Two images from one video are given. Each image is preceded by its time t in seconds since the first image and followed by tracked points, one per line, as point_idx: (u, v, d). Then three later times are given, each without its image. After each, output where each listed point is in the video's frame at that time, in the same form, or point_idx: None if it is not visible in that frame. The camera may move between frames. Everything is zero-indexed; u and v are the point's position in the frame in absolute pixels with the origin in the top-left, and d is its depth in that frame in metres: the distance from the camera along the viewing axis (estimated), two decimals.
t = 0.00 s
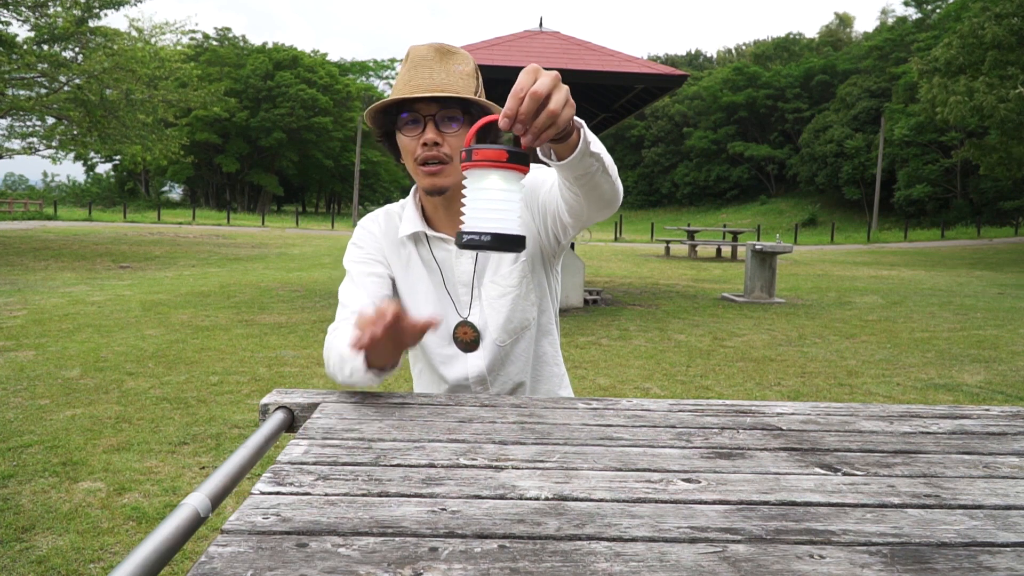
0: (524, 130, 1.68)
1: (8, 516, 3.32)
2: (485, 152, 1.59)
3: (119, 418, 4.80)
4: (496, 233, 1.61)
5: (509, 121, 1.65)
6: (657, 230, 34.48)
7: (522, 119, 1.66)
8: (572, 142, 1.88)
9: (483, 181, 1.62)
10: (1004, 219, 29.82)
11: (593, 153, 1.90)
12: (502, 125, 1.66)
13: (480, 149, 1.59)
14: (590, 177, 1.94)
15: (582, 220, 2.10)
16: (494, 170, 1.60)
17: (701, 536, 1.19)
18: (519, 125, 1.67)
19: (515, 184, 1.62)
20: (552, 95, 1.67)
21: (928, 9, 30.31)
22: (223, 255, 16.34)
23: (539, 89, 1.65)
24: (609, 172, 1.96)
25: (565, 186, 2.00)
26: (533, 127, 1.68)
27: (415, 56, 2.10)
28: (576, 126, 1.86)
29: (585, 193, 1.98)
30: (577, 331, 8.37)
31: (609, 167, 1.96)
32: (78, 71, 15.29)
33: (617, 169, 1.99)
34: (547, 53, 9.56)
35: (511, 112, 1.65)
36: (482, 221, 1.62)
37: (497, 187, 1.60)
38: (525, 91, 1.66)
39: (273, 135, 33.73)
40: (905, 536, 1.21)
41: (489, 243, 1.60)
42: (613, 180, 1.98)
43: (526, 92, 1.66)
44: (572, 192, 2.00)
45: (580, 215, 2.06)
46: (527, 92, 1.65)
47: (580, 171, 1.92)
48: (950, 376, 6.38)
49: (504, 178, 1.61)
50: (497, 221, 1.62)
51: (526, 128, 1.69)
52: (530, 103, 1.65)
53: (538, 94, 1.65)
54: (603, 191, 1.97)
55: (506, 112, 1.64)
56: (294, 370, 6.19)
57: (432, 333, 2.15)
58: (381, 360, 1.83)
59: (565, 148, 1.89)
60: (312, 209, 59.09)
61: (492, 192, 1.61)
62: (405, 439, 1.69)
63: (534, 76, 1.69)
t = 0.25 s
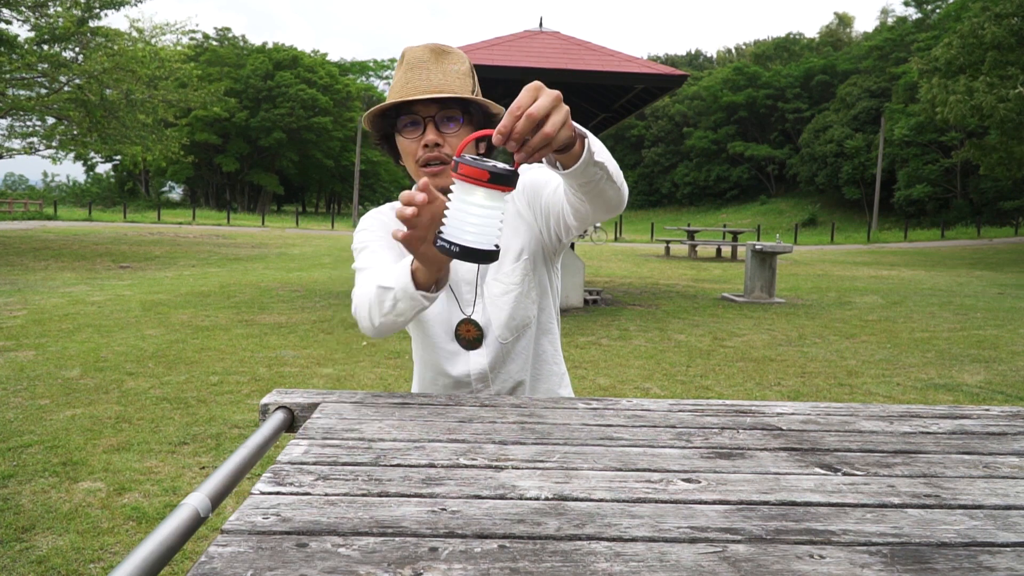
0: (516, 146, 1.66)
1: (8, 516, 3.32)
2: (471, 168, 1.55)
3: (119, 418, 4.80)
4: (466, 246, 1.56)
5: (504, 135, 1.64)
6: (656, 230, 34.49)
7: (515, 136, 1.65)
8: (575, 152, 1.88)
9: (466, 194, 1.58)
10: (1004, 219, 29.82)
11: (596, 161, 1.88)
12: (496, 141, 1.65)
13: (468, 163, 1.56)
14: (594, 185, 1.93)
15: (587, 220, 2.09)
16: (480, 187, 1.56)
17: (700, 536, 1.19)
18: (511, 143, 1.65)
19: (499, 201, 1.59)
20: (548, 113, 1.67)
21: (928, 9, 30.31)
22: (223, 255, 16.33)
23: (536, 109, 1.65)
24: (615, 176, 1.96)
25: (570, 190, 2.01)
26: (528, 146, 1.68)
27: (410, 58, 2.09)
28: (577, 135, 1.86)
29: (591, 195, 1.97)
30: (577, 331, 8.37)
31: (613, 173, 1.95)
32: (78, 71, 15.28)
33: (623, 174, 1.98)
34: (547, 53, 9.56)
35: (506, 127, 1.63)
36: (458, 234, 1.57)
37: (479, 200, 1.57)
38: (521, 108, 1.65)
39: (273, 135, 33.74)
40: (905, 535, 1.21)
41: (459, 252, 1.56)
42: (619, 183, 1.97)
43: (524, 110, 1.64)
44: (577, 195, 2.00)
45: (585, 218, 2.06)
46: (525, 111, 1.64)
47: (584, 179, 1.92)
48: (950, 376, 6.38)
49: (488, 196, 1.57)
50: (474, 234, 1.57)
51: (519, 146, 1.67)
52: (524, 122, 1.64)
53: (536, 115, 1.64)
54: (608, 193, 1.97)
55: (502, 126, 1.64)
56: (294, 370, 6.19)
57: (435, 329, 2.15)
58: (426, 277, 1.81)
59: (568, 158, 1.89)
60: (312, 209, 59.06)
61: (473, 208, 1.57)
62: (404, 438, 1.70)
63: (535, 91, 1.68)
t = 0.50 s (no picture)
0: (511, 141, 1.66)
1: (8, 516, 3.32)
2: (468, 164, 1.55)
3: (119, 418, 4.80)
4: (471, 240, 1.60)
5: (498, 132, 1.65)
6: (657, 230, 34.50)
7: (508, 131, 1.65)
8: (574, 146, 1.87)
9: (466, 192, 1.59)
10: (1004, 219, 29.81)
11: (598, 157, 1.88)
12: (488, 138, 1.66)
13: (464, 161, 1.55)
14: (597, 180, 1.94)
15: (592, 217, 2.09)
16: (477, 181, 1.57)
17: (701, 537, 1.19)
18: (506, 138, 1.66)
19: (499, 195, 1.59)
20: (540, 108, 1.67)
21: (928, 9, 30.32)
22: (223, 255, 16.34)
23: (527, 104, 1.65)
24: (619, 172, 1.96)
25: (574, 187, 2.01)
26: (522, 140, 1.68)
27: (413, 57, 2.08)
28: (576, 129, 1.86)
29: (596, 192, 1.98)
30: (577, 331, 8.37)
31: (617, 169, 1.96)
32: (78, 71, 15.29)
33: (628, 170, 1.99)
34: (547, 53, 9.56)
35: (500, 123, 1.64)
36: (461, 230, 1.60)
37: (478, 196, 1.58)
38: (513, 105, 1.65)
39: (273, 135, 33.73)
40: (904, 535, 1.21)
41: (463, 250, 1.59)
42: (624, 181, 1.98)
43: (514, 106, 1.65)
44: (582, 192, 2.01)
45: (589, 215, 2.07)
46: (515, 108, 1.65)
47: (587, 174, 1.92)
48: (950, 376, 6.38)
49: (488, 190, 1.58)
50: (476, 230, 1.60)
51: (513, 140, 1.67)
52: (517, 117, 1.64)
53: (525, 110, 1.65)
54: (613, 190, 1.97)
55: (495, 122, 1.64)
56: (294, 370, 6.19)
57: (439, 327, 2.15)
58: (434, 274, 1.79)
59: (568, 153, 1.88)
60: (313, 209, 59.05)
61: (474, 204, 1.58)
62: (405, 438, 1.70)
63: (526, 89, 1.68)
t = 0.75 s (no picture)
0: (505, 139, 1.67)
1: (8, 516, 3.32)
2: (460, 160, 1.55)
3: (119, 418, 4.80)
4: (460, 235, 1.59)
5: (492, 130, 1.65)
6: (657, 230, 34.49)
7: (501, 129, 1.65)
8: (571, 145, 1.88)
9: (459, 186, 1.59)
10: (1005, 219, 29.80)
11: (595, 155, 1.88)
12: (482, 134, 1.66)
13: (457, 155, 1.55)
14: (595, 179, 1.94)
15: (591, 217, 2.09)
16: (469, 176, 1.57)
17: (700, 537, 1.19)
18: (499, 135, 1.66)
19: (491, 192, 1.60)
20: (533, 107, 1.67)
21: (928, 9, 30.33)
22: (223, 255, 16.34)
23: (520, 101, 1.65)
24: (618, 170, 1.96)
25: (572, 185, 2.02)
26: (514, 139, 1.68)
27: (420, 56, 2.08)
28: (573, 126, 1.86)
29: (594, 191, 1.98)
30: (577, 331, 8.37)
31: (616, 168, 1.96)
32: (78, 71, 15.29)
33: (627, 169, 1.99)
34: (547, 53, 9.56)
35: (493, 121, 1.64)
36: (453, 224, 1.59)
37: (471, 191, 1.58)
38: (507, 102, 1.65)
39: (273, 135, 33.72)
40: (904, 535, 1.21)
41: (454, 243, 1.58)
42: (623, 180, 1.98)
43: (508, 102, 1.65)
44: (579, 191, 2.01)
45: (589, 214, 2.07)
46: (509, 103, 1.65)
47: (585, 173, 1.92)
48: (951, 376, 6.38)
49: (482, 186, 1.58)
50: (468, 224, 1.60)
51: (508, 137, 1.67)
52: (510, 113, 1.65)
53: (519, 106, 1.64)
54: (611, 189, 1.97)
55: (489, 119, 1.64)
56: (294, 370, 6.19)
57: (439, 326, 2.14)
58: (431, 271, 1.79)
59: (565, 150, 1.88)
60: (313, 209, 59.06)
61: (467, 199, 1.58)
62: (405, 439, 1.69)
63: (521, 87, 1.68)
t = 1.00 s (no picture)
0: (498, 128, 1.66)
1: (8, 516, 3.32)
2: (451, 150, 1.55)
3: (119, 418, 4.80)
4: (456, 227, 1.59)
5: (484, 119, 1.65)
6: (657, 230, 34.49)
7: (493, 118, 1.65)
8: (565, 137, 1.87)
9: (452, 177, 1.59)
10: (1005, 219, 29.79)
11: (589, 149, 1.88)
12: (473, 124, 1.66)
13: (448, 145, 1.55)
14: (589, 173, 1.94)
15: (588, 213, 2.09)
16: (462, 167, 1.57)
17: (701, 537, 1.19)
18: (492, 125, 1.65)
19: (485, 182, 1.59)
20: (526, 96, 1.67)
21: (928, 9, 30.34)
22: (223, 255, 16.34)
23: (512, 90, 1.65)
24: (612, 166, 1.96)
25: (568, 181, 2.01)
26: (506, 128, 1.67)
27: (421, 56, 2.08)
28: (566, 119, 1.85)
29: (590, 187, 1.98)
30: (577, 331, 8.37)
31: (611, 163, 1.95)
32: (78, 71, 15.29)
33: (622, 164, 1.99)
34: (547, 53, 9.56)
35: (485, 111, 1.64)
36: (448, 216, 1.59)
37: (464, 182, 1.58)
38: (498, 92, 1.65)
39: (273, 135, 33.70)
40: (904, 536, 1.21)
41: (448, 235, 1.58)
42: (618, 175, 1.98)
43: (499, 92, 1.65)
44: (575, 186, 2.01)
45: (586, 211, 2.07)
46: (499, 93, 1.65)
47: (580, 166, 1.92)
48: (950, 376, 6.38)
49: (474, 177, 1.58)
50: (463, 216, 1.59)
51: (501, 127, 1.67)
52: (502, 103, 1.64)
53: (510, 95, 1.64)
54: (607, 185, 1.97)
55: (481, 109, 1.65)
56: (294, 370, 6.19)
57: (439, 325, 2.15)
58: (428, 265, 1.79)
59: (558, 144, 1.88)
60: (313, 209, 59.05)
61: (460, 190, 1.58)
62: (405, 438, 1.69)
63: (513, 76, 1.68)
